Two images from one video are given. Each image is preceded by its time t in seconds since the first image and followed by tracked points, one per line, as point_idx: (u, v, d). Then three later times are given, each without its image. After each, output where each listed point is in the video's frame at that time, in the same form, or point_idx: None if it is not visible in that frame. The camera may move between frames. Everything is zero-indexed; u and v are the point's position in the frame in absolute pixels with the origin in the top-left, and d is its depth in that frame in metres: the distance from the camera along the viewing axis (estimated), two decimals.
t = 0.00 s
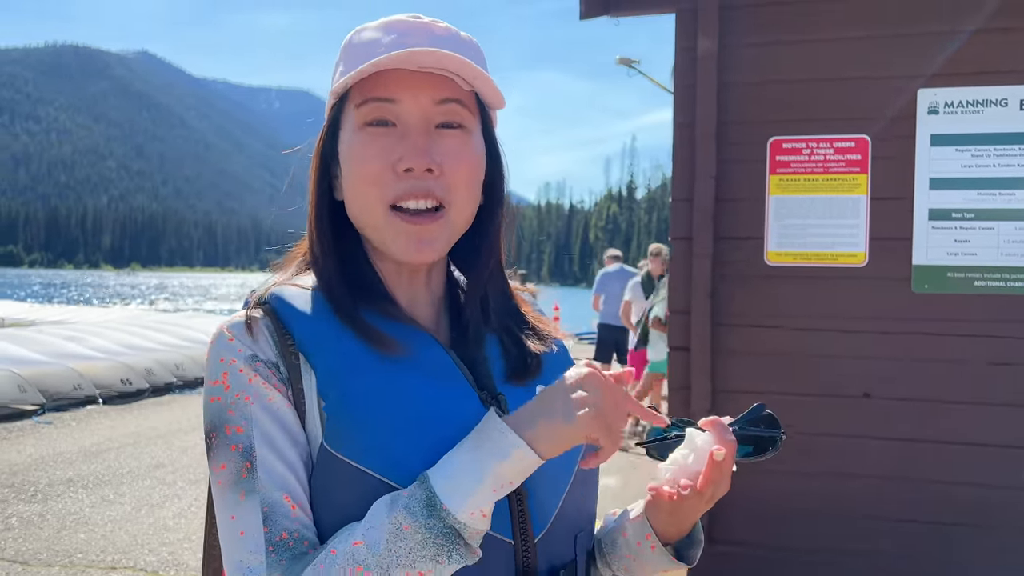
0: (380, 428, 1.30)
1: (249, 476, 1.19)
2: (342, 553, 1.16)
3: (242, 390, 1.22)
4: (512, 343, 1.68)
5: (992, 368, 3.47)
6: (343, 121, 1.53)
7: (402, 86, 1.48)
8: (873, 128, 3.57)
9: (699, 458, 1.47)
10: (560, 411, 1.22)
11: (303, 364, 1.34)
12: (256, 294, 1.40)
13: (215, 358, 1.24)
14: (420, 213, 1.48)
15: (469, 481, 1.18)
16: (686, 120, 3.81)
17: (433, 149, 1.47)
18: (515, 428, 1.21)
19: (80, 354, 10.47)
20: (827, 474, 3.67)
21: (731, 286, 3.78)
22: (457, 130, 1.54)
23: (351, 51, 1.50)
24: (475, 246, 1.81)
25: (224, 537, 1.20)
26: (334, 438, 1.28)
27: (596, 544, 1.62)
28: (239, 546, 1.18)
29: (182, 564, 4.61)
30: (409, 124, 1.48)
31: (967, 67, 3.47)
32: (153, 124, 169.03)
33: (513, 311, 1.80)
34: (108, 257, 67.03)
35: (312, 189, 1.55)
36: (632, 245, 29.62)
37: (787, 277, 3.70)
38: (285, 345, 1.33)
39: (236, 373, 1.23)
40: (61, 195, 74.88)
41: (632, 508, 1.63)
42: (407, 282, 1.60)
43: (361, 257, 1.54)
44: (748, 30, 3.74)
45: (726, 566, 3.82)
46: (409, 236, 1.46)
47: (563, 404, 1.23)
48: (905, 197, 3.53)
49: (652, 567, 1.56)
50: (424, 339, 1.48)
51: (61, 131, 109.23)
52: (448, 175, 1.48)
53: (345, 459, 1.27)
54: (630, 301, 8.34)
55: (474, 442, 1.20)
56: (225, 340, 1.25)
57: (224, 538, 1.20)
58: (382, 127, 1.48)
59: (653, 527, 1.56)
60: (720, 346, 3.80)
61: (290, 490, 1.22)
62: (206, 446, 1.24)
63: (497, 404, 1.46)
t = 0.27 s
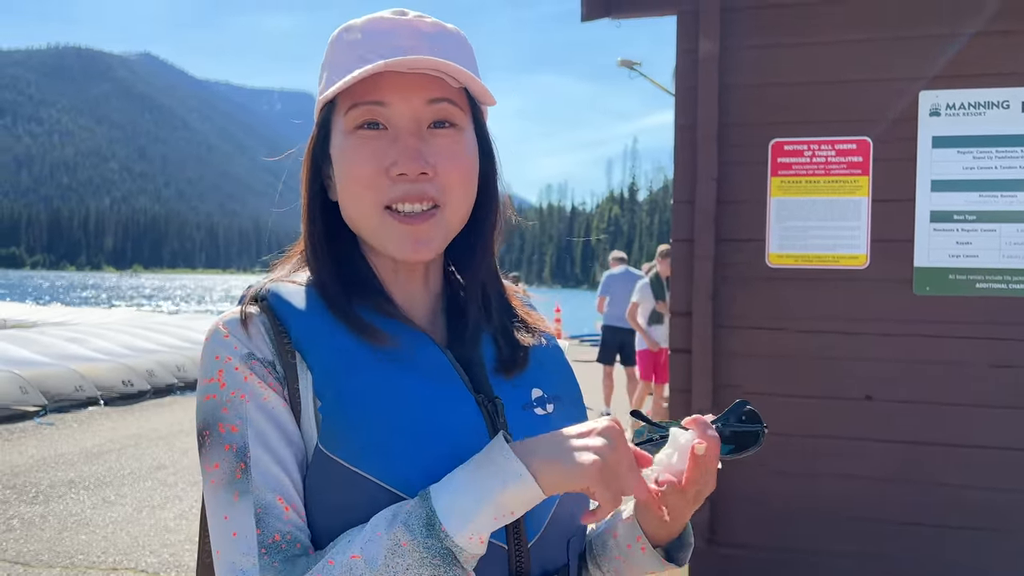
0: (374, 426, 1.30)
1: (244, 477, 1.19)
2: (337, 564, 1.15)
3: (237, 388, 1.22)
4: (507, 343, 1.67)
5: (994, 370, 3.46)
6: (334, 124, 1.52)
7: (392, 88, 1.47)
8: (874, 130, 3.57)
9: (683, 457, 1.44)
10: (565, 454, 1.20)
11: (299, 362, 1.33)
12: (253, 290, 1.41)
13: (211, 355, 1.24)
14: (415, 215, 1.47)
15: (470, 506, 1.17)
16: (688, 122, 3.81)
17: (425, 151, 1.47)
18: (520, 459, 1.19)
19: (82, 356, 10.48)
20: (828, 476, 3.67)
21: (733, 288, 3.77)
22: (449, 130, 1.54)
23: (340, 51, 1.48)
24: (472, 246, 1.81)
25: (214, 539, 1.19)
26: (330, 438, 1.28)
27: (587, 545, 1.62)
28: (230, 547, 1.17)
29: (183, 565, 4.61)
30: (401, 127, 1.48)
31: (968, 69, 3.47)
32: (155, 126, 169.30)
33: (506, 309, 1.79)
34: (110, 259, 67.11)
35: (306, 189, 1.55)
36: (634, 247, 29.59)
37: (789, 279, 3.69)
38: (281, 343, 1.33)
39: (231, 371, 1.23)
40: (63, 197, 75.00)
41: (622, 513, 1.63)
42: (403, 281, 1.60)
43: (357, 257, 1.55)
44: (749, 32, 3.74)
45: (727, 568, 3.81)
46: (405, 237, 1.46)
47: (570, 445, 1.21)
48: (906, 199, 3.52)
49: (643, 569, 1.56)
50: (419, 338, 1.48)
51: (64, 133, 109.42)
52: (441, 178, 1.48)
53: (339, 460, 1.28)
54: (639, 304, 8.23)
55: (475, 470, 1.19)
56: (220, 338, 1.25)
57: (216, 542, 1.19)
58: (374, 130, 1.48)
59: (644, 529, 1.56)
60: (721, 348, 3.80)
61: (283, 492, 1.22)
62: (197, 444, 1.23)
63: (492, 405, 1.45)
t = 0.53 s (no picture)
0: (376, 432, 1.30)
1: (241, 488, 1.19)
2: None
3: (234, 397, 1.22)
4: (506, 343, 1.67)
5: (996, 371, 3.46)
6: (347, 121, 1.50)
7: (417, 79, 1.48)
8: (876, 131, 3.57)
9: (683, 461, 1.50)
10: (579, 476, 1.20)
11: (300, 366, 1.32)
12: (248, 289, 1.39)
13: (207, 362, 1.24)
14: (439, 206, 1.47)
15: (476, 527, 1.17)
16: (689, 123, 3.81)
17: (451, 141, 1.48)
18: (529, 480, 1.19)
19: (83, 356, 10.49)
20: (830, 477, 3.66)
21: (734, 290, 3.77)
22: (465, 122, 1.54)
23: (350, 47, 1.47)
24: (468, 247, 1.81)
25: (213, 549, 1.21)
26: (333, 448, 1.27)
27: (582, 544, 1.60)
28: (228, 558, 1.18)
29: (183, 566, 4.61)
30: (423, 120, 1.48)
31: (970, 70, 3.47)
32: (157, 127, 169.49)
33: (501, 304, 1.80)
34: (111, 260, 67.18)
35: (310, 188, 1.52)
36: (636, 248, 29.57)
37: (790, 280, 3.69)
38: (281, 347, 1.32)
39: (229, 379, 1.23)
40: (65, 198, 75.11)
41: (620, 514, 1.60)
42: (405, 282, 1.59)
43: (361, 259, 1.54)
44: (750, 33, 3.74)
45: (729, 570, 3.81)
46: (430, 231, 1.46)
47: (583, 471, 1.20)
48: (908, 200, 3.52)
49: (637, 568, 1.57)
50: (419, 344, 1.48)
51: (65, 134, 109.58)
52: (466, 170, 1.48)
53: (342, 471, 1.27)
54: (647, 306, 8.13)
55: (482, 490, 1.19)
56: (215, 344, 1.25)
57: (215, 552, 1.20)
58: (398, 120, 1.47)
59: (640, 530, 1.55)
60: (723, 349, 3.79)
61: (281, 503, 1.22)
62: (194, 452, 1.24)
63: (495, 413, 1.46)
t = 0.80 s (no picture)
0: (381, 434, 1.31)
1: (243, 491, 1.19)
2: None
3: (239, 399, 1.22)
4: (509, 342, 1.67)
5: (995, 372, 3.45)
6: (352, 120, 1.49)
7: (419, 72, 1.49)
8: (876, 132, 3.57)
9: (679, 465, 1.50)
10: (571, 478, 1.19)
11: (305, 366, 1.32)
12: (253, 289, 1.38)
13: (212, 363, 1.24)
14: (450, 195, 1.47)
15: (472, 534, 1.17)
16: (691, 124, 3.82)
17: (459, 128, 1.48)
18: (523, 484, 1.19)
19: (84, 357, 10.50)
20: (830, 478, 3.66)
21: (735, 291, 3.78)
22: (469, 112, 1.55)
23: (348, 47, 1.46)
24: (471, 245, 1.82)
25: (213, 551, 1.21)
26: (337, 452, 1.27)
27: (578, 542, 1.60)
28: (228, 560, 1.18)
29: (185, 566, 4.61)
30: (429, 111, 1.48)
31: (970, 72, 3.47)
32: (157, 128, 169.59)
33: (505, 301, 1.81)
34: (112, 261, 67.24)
35: (316, 188, 1.51)
36: (637, 249, 29.56)
37: (790, 281, 3.69)
38: (286, 348, 1.31)
39: (234, 381, 1.23)
40: (66, 199, 75.15)
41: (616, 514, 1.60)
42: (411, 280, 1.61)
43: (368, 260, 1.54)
44: (750, 34, 3.74)
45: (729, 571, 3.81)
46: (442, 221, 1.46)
47: (576, 473, 1.20)
48: (908, 201, 3.52)
49: (632, 568, 1.57)
50: (424, 347, 1.48)
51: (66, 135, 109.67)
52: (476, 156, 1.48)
53: (346, 475, 1.27)
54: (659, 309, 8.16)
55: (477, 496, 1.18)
56: (220, 346, 1.25)
57: (215, 555, 1.20)
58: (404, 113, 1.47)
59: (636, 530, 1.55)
60: (724, 350, 3.79)
61: (284, 506, 1.22)
62: (196, 453, 1.23)
63: (496, 416, 1.46)
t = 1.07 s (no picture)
0: (381, 422, 1.31)
1: (241, 470, 1.19)
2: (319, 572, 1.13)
3: (240, 382, 1.21)
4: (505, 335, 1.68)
5: (995, 372, 3.45)
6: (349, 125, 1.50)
7: (415, 84, 1.48)
8: (874, 132, 3.57)
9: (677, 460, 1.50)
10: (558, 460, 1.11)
11: (306, 358, 1.32)
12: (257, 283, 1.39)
13: (216, 348, 1.24)
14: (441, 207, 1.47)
15: (461, 539, 1.12)
16: (690, 124, 3.82)
17: (451, 142, 1.48)
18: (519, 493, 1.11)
19: (84, 357, 10.50)
20: (829, 478, 3.66)
21: (734, 291, 3.78)
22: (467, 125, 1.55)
23: (350, 52, 1.46)
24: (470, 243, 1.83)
25: (211, 529, 1.20)
26: (337, 437, 1.27)
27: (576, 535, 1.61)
28: (224, 538, 1.17)
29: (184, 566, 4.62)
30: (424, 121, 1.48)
31: (968, 72, 3.47)
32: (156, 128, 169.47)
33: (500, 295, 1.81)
34: (111, 261, 67.19)
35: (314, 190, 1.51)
36: (636, 249, 29.55)
37: (789, 281, 3.69)
38: (288, 338, 1.32)
39: (236, 365, 1.22)
40: (64, 199, 75.09)
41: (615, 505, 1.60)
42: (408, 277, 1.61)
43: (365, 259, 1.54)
44: (748, 34, 3.75)
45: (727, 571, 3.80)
46: (433, 231, 1.46)
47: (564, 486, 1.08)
48: (907, 201, 3.52)
49: (628, 562, 1.51)
50: (423, 340, 1.48)
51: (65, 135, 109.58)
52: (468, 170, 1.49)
53: (345, 459, 1.27)
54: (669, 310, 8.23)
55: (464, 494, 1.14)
56: (224, 332, 1.25)
57: (213, 532, 1.20)
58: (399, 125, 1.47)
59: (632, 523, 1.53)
60: (722, 350, 3.79)
61: (282, 487, 1.21)
62: (200, 435, 1.23)
63: (492, 408, 1.46)
